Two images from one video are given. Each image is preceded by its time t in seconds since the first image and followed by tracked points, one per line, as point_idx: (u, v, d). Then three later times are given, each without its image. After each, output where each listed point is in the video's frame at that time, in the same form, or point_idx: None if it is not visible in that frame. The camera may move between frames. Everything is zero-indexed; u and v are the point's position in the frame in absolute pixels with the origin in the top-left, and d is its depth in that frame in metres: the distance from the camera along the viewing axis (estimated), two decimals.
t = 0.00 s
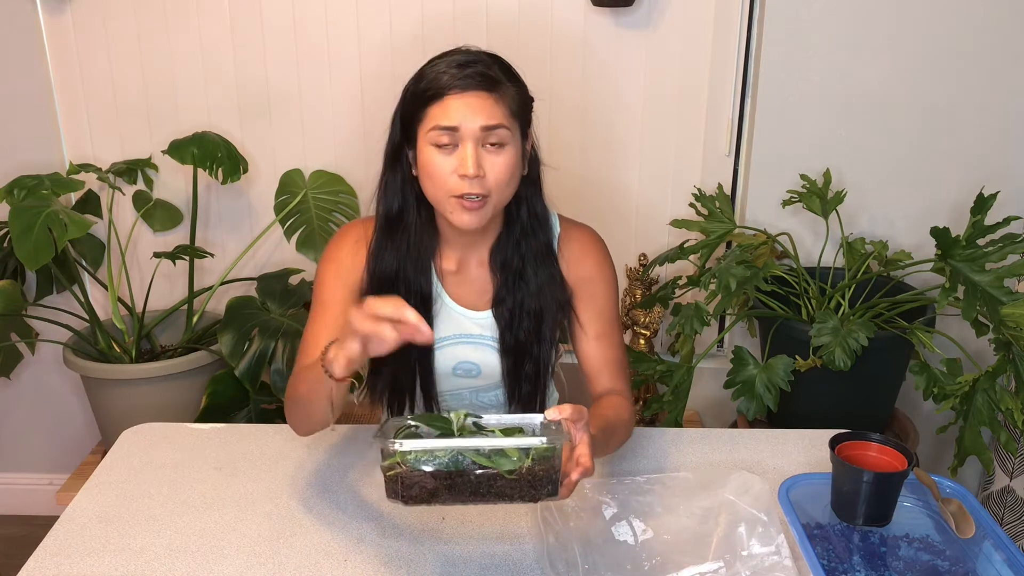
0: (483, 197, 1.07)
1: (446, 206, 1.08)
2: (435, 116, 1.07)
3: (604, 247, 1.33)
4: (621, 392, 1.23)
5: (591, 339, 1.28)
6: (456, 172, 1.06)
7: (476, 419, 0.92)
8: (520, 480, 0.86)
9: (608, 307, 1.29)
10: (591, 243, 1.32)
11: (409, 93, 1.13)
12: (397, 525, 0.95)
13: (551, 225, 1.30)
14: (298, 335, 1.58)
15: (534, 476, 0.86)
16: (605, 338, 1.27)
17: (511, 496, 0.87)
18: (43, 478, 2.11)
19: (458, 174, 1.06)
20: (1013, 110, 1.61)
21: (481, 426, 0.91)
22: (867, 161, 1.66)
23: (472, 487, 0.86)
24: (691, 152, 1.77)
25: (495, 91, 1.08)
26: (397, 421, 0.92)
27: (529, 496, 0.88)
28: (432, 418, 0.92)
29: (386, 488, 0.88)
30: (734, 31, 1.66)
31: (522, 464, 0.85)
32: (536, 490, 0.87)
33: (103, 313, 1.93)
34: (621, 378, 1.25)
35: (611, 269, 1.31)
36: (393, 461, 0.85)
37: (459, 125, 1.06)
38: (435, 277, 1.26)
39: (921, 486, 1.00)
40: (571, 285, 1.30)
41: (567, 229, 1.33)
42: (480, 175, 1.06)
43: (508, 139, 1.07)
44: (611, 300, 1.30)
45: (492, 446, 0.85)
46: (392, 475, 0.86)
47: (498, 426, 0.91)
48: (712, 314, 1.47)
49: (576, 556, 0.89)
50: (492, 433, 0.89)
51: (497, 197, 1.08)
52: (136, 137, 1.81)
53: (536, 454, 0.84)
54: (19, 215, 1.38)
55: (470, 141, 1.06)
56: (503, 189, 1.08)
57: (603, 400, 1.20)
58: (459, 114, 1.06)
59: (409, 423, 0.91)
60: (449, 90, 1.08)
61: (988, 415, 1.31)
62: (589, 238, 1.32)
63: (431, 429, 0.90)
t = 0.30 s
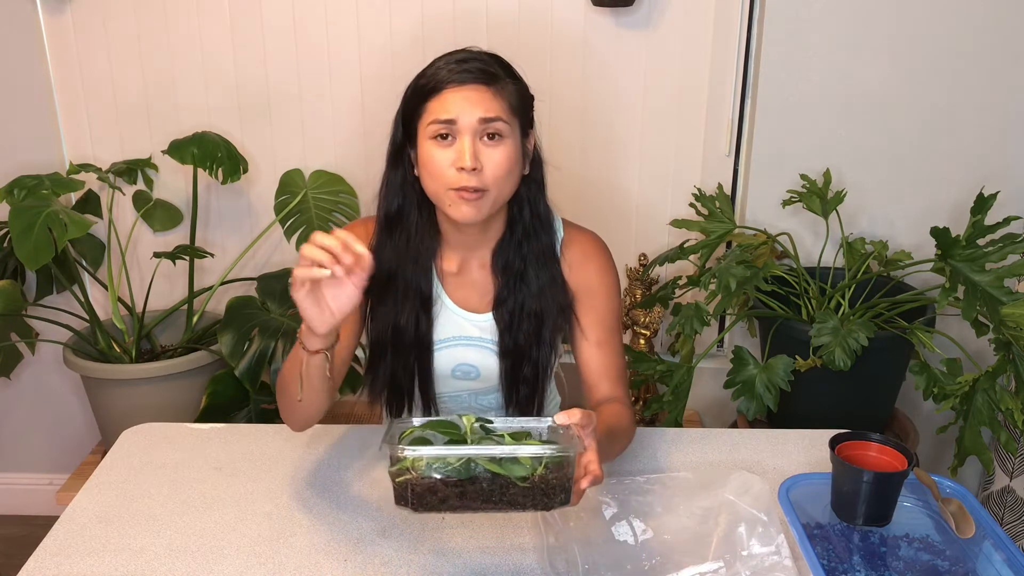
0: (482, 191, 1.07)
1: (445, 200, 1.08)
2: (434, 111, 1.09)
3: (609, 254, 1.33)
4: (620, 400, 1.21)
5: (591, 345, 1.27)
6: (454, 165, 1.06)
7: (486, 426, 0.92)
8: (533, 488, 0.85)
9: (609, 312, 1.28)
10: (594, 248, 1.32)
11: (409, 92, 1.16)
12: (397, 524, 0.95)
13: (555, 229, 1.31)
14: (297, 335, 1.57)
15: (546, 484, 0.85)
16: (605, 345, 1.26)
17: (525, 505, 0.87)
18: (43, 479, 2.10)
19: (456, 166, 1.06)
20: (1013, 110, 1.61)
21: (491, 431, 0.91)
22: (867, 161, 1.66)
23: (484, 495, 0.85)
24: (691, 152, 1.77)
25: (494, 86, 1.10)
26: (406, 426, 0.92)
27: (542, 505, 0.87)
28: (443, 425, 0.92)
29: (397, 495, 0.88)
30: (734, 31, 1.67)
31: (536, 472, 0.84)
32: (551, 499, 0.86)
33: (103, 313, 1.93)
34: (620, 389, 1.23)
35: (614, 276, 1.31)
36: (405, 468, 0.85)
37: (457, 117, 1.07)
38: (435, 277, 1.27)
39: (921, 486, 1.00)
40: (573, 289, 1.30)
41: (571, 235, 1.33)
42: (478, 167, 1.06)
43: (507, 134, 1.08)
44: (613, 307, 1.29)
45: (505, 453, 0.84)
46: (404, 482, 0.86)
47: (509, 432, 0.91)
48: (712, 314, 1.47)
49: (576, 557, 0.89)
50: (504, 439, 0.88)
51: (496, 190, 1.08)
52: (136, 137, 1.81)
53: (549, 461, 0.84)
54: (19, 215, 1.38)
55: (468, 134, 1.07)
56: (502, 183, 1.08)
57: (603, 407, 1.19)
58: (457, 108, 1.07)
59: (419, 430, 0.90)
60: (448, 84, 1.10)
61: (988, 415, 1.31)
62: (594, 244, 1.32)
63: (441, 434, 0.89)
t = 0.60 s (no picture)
0: (481, 184, 1.07)
1: (444, 193, 1.08)
2: (435, 104, 1.09)
3: (610, 252, 1.33)
4: (622, 399, 1.21)
5: (592, 345, 1.27)
6: (454, 157, 1.06)
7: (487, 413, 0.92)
8: (534, 477, 0.85)
9: (610, 312, 1.28)
10: (595, 248, 1.32)
11: (412, 86, 1.16)
12: (396, 524, 0.95)
13: (557, 228, 1.31)
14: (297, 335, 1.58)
15: (547, 473, 0.85)
16: (607, 344, 1.26)
17: (523, 493, 0.87)
18: (43, 479, 2.10)
19: (455, 158, 1.06)
20: (1013, 110, 1.61)
21: (494, 420, 0.91)
22: (867, 161, 1.66)
23: (484, 482, 0.86)
24: (691, 152, 1.77)
25: (496, 81, 1.10)
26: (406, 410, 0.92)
27: (543, 494, 0.88)
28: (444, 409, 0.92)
29: (395, 479, 0.88)
30: (734, 31, 1.67)
31: (537, 461, 0.85)
32: (550, 488, 0.87)
33: (103, 313, 1.93)
34: (623, 389, 1.23)
35: (615, 275, 1.31)
36: (405, 451, 0.85)
37: (458, 111, 1.07)
38: (436, 275, 1.27)
39: (921, 486, 1.00)
40: (575, 289, 1.30)
41: (573, 234, 1.33)
42: (478, 160, 1.06)
43: (507, 127, 1.08)
44: (615, 306, 1.29)
45: (506, 440, 0.84)
46: (404, 465, 0.85)
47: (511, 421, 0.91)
48: (712, 314, 1.47)
49: (576, 556, 0.89)
50: (506, 427, 0.88)
51: (496, 184, 1.08)
52: (136, 137, 1.81)
53: (551, 450, 0.85)
54: (20, 214, 1.38)
55: (468, 126, 1.07)
56: (502, 177, 1.08)
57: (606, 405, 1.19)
58: (458, 101, 1.07)
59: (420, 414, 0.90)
60: (450, 78, 1.10)
61: (988, 415, 1.31)
62: (595, 244, 1.32)
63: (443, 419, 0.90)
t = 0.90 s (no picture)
0: (479, 183, 1.07)
1: (441, 193, 1.08)
2: (434, 104, 1.09)
3: (613, 256, 1.32)
4: (622, 405, 1.20)
5: (592, 352, 1.27)
6: (451, 157, 1.06)
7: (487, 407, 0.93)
8: (529, 471, 0.85)
9: (611, 319, 1.28)
10: (597, 252, 1.31)
11: (412, 87, 1.16)
12: (396, 524, 0.95)
13: (558, 232, 1.31)
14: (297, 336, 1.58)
15: (543, 468, 0.85)
16: (607, 352, 1.26)
17: (520, 488, 0.87)
18: (42, 479, 2.10)
19: (453, 158, 1.06)
20: (1013, 109, 1.61)
21: (493, 414, 0.92)
22: (867, 161, 1.66)
23: (478, 475, 0.86)
24: (691, 152, 1.77)
25: (495, 82, 1.10)
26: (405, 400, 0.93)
27: (537, 489, 0.87)
28: (442, 401, 0.93)
29: (391, 469, 0.89)
30: (734, 31, 1.67)
31: (532, 455, 0.85)
32: (546, 483, 0.87)
33: (103, 313, 1.93)
34: (622, 398, 1.22)
35: (617, 279, 1.31)
36: (400, 441, 0.86)
37: (456, 111, 1.07)
38: (435, 276, 1.28)
39: (921, 486, 1.00)
40: (575, 295, 1.30)
41: (575, 239, 1.33)
42: (476, 160, 1.06)
43: (506, 129, 1.08)
44: (616, 312, 1.29)
45: (502, 433, 0.85)
46: (398, 454, 0.86)
47: (510, 415, 0.91)
48: (712, 314, 1.46)
49: (575, 556, 0.89)
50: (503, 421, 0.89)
51: (495, 184, 1.08)
52: (136, 137, 1.81)
53: (547, 444, 0.85)
54: (20, 214, 1.38)
55: (467, 127, 1.07)
56: (501, 177, 1.08)
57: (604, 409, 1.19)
58: (457, 102, 1.07)
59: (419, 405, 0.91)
60: (451, 78, 1.10)
61: (988, 415, 1.32)
62: (598, 249, 1.32)
63: (441, 410, 0.90)
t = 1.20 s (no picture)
0: (484, 187, 1.08)
1: (446, 196, 1.08)
2: (439, 108, 1.09)
3: (616, 256, 1.32)
4: (625, 406, 1.20)
5: (596, 352, 1.25)
6: (456, 160, 1.06)
7: (486, 398, 0.93)
8: (524, 466, 0.87)
9: (615, 320, 1.27)
10: (599, 252, 1.31)
11: (415, 89, 1.16)
12: (396, 524, 0.95)
13: (561, 231, 1.31)
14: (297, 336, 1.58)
15: (537, 463, 0.87)
16: (611, 352, 1.25)
17: (514, 483, 0.89)
18: (42, 479, 2.10)
19: (458, 162, 1.06)
20: (1013, 109, 1.61)
21: (492, 405, 0.92)
22: (867, 161, 1.66)
23: (473, 468, 0.87)
24: (691, 152, 1.77)
25: (500, 86, 1.10)
26: (403, 390, 0.94)
27: (532, 484, 0.89)
28: (441, 392, 0.93)
29: (386, 459, 0.90)
30: (734, 31, 1.67)
31: (527, 451, 0.86)
32: (541, 479, 0.88)
33: (103, 313, 1.93)
34: (625, 397, 1.22)
35: (620, 278, 1.30)
36: (395, 432, 0.87)
37: (461, 115, 1.07)
38: (437, 277, 1.28)
39: (921, 486, 1.00)
40: (577, 294, 1.29)
41: (579, 238, 1.32)
42: (482, 164, 1.06)
43: (511, 133, 1.08)
44: (620, 312, 1.28)
45: (498, 428, 0.85)
46: (393, 444, 0.88)
47: (509, 407, 0.92)
48: (712, 314, 1.46)
49: (576, 556, 0.89)
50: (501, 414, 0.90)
51: (500, 187, 1.08)
52: (136, 137, 1.81)
53: (544, 441, 0.85)
54: (19, 214, 1.38)
55: (472, 131, 1.07)
56: (505, 180, 1.08)
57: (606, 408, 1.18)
58: (462, 105, 1.07)
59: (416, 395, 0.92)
60: (456, 81, 1.10)
61: (988, 415, 1.32)
62: (602, 249, 1.31)
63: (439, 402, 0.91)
